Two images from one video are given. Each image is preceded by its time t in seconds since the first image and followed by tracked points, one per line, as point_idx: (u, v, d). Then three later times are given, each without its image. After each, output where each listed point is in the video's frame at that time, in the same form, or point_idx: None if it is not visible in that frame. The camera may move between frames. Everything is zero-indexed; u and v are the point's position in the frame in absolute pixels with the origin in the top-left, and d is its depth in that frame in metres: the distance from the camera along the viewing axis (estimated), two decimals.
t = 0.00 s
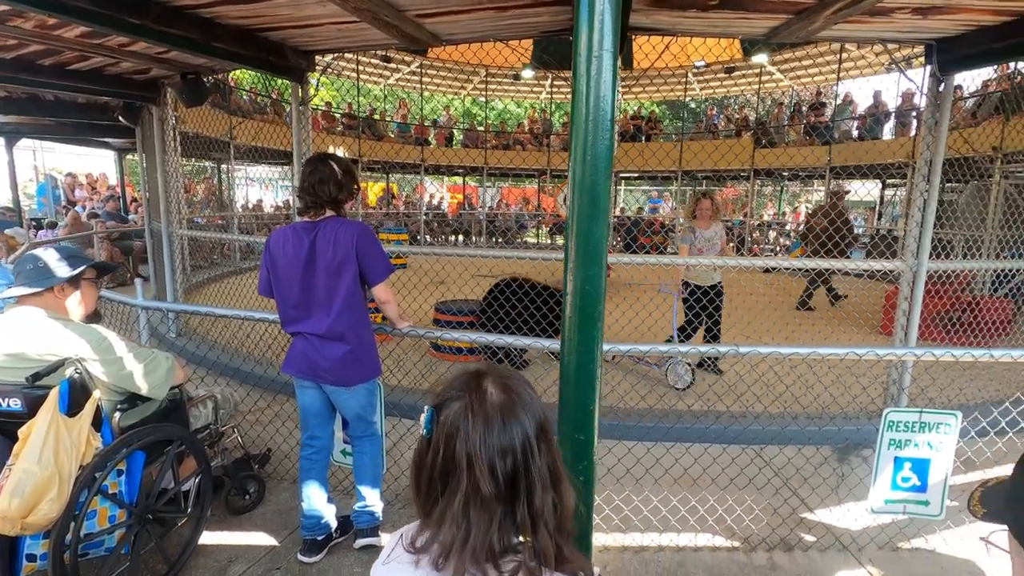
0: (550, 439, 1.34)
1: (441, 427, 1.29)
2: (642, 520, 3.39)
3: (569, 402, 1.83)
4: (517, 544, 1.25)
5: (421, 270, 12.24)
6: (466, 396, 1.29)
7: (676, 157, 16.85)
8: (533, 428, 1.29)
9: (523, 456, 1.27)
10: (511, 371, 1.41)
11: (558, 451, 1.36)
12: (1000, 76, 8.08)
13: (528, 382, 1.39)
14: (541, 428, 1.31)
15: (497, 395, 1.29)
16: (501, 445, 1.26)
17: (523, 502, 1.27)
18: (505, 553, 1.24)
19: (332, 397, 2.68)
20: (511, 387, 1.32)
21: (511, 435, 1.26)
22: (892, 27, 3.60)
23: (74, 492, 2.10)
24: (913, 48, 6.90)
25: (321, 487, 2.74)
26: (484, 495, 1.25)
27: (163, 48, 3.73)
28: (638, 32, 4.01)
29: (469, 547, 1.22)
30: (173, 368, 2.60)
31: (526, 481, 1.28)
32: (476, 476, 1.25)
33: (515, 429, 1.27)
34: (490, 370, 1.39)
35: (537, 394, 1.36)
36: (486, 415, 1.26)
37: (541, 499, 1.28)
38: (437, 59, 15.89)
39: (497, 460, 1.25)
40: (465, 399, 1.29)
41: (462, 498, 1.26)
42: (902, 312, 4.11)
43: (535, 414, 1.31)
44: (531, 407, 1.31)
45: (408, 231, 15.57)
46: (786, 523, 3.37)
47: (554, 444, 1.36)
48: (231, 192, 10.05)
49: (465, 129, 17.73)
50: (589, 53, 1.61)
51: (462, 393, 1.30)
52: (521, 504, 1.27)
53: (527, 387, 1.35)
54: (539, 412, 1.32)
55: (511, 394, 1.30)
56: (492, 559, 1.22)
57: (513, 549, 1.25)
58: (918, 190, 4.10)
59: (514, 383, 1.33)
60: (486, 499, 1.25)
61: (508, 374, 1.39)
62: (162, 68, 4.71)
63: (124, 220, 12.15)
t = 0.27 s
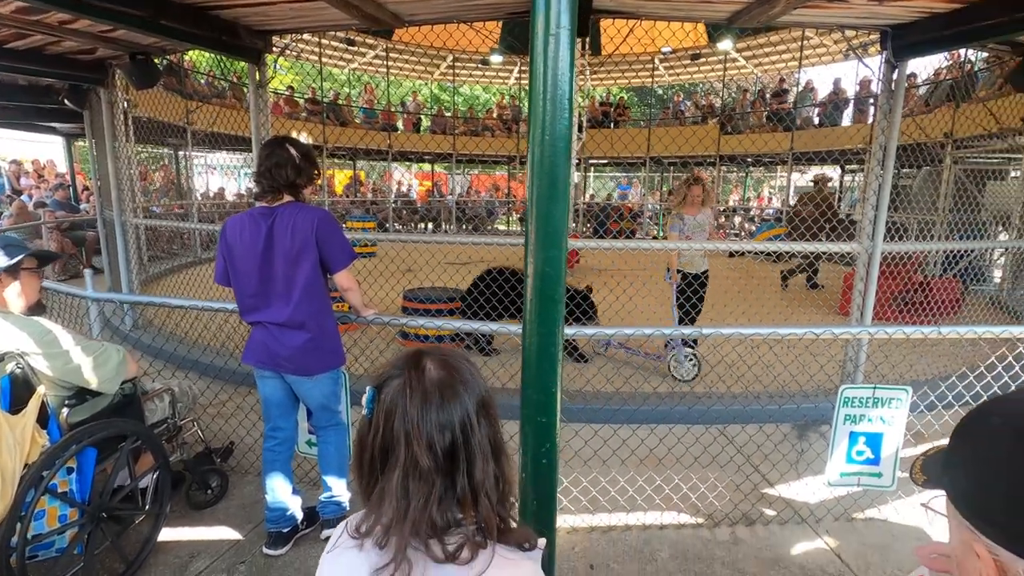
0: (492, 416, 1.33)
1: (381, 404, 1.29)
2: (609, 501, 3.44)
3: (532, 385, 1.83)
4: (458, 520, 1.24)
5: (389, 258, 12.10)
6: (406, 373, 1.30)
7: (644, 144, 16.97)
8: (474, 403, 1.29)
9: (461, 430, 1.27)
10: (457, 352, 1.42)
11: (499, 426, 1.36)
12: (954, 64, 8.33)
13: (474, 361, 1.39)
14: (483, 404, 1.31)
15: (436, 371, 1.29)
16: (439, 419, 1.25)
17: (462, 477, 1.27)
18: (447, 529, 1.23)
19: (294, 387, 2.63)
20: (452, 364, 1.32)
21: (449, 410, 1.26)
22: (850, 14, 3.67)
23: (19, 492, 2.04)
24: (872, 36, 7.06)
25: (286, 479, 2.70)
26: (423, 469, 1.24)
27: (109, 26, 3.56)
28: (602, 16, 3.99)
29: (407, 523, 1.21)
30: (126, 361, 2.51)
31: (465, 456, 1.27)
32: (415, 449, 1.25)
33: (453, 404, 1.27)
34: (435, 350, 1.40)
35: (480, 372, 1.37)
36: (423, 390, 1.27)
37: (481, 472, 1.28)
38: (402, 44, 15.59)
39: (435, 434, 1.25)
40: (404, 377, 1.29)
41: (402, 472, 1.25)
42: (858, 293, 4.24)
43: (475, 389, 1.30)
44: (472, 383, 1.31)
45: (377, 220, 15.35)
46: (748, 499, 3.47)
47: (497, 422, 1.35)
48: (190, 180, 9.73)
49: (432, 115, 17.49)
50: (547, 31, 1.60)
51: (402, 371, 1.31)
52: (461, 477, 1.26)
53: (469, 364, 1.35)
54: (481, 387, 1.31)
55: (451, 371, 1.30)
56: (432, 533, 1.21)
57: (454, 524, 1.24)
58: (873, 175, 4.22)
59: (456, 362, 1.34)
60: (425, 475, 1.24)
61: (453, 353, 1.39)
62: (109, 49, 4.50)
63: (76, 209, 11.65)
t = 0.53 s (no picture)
0: (461, 429, 1.25)
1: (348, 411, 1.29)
2: (592, 499, 3.44)
3: (509, 386, 1.83)
4: (417, 532, 1.21)
5: (370, 261, 12.01)
6: (372, 380, 1.27)
7: (623, 143, 17.07)
8: (435, 417, 1.22)
9: (416, 445, 1.21)
10: (442, 356, 1.34)
11: (472, 437, 1.28)
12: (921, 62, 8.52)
13: (453, 367, 1.31)
14: (447, 418, 1.24)
15: (401, 382, 1.24)
16: (393, 433, 1.21)
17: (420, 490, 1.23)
18: (404, 541, 1.21)
19: (272, 394, 2.59)
20: (422, 373, 1.26)
21: (403, 424, 1.21)
22: (819, 13, 3.73)
23: None
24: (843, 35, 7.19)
25: (265, 487, 2.66)
26: (378, 480, 1.22)
27: (73, 28, 3.47)
28: (576, 16, 4.00)
29: (363, 532, 1.21)
30: (95, 371, 2.45)
31: (421, 471, 1.22)
32: (368, 461, 1.22)
33: (408, 418, 1.21)
34: (418, 352, 1.34)
35: (456, 381, 1.28)
36: (380, 403, 1.23)
37: (441, 486, 1.23)
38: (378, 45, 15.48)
39: (388, 447, 1.21)
40: (370, 384, 1.27)
41: (358, 480, 1.24)
42: (832, 287, 4.32)
43: (437, 403, 1.23)
44: (437, 395, 1.24)
45: (357, 222, 15.21)
46: (729, 493, 3.50)
47: (470, 434, 1.27)
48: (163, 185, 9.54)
49: (411, 117, 17.40)
50: (517, 31, 1.59)
51: (371, 378, 1.28)
52: (417, 491, 1.22)
53: (443, 373, 1.28)
54: (445, 401, 1.24)
55: (416, 382, 1.24)
56: (387, 545, 1.20)
57: (412, 537, 1.21)
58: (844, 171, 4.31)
59: (428, 371, 1.27)
60: (380, 486, 1.22)
61: (435, 358, 1.32)
62: (74, 51, 4.39)
63: (45, 216, 11.36)
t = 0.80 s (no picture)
0: (466, 447, 1.23)
1: (356, 416, 1.29)
2: (585, 501, 3.44)
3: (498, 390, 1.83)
4: (412, 545, 1.20)
5: (360, 267, 11.95)
6: (382, 388, 1.26)
7: (612, 145, 17.15)
8: (439, 431, 1.21)
9: (416, 458, 1.20)
10: (457, 367, 1.33)
11: (478, 456, 1.25)
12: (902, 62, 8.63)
13: (466, 379, 1.29)
14: (452, 432, 1.22)
15: (410, 392, 1.23)
16: (394, 444, 1.20)
17: (417, 503, 1.21)
18: (398, 554, 1.19)
19: (261, 402, 2.57)
20: (433, 385, 1.24)
21: (405, 435, 1.20)
22: (801, 15, 3.77)
23: None
24: (825, 37, 7.26)
25: (255, 497, 2.64)
26: (376, 489, 1.22)
27: (54, 36, 3.43)
28: (562, 19, 4.02)
29: (358, 539, 1.21)
30: (80, 382, 2.42)
31: (420, 485, 1.21)
32: (368, 469, 1.22)
33: (411, 431, 1.20)
34: (434, 363, 1.32)
35: (468, 395, 1.26)
36: (385, 412, 1.22)
37: (439, 505, 1.22)
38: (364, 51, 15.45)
39: (389, 457, 1.20)
40: (379, 392, 1.26)
41: (358, 487, 1.24)
42: (820, 285, 4.35)
43: (442, 415, 1.22)
44: (443, 408, 1.22)
45: (347, 228, 15.15)
46: (721, 492, 3.52)
47: (476, 450, 1.25)
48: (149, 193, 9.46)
49: (399, 122, 17.37)
50: (500, 33, 1.59)
51: (382, 385, 1.27)
52: (414, 506, 1.21)
53: (453, 387, 1.25)
54: (450, 415, 1.22)
55: (424, 394, 1.23)
56: (380, 558, 1.18)
57: (406, 550, 1.20)
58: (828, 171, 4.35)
59: (439, 382, 1.25)
60: (378, 495, 1.21)
61: (450, 369, 1.31)
62: (56, 59, 4.34)
63: (28, 226, 11.22)
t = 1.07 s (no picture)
0: (480, 453, 1.18)
1: (369, 411, 1.24)
2: (580, 493, 3.45)
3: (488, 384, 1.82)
4: (416, 547, 1.16)
5: (351, 264, 11.91)
6: (397, 385, 1.21)
7: (602, 139, 17.15)
8: (453, 435, 1.16)
9: (428, 461, 1.15)
10: (476, 368, 1.27)
11: (492, 463, 1.20)
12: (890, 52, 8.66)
13: (484, 382, 1.23)
14: (467, 436, 1.17)
15: (426, 393, 1.18)
16: (406, 444, 1.15)
17: (425, 506, 1.17)
18: (402, 557, 1.16)
19: (252, 401, 2.55)
20: (451, 387, 1.19)
21: (418, 437, 1.15)
22: (788, 5, 3.77)
23: None
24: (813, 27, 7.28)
25: (247, 495, 2.63)
26: (384, 489, 1.18)
27: (34, 33, 3.38)
28: (550, 12, 4.00)
29: (363, 537, 1.17)
30: (67, 384, 2.40)
31: (431, 489, 1.16)
32: (378, 467, 1.18)
33: (424, 433, 1.15)
34: (454, 362, 1.26)
35: (486, 399, 1.21)
36: (399, 411, 1.17)
37: (448, 510, 1.17)
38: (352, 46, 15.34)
39: (400, 458, 1.16)
40: (395, 388, 1.21)
41: (366, 484, 1.20)
42: (810, 276, 4.37)
43: (457, 418, 1.16)
44: (459, 410, 1.17)
45: (338, 225, 15.06)
46: (714, 482, 3.54)
47: (490, 456, 1.20)
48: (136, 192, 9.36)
49: (389, 117, 17.27)
50: (485, 25, 1.58)
51: (399, 382, 1.22)
52: (423, 508, 1.16)
53: (472, 390, 1.20)
54: (465, 419, 1.17)
55: (440, 395, 1.17)
56: (384, 560, 1.14)
57: (411, 554, 1.16)
58: (817, 162, 4.37)
59: (457, 384, 1.20)
60: (385, 494, 1.17)
61: (468, 369, 1.25)
62: (37, 57, 4.28)
63: (14, 227, 11.08)
